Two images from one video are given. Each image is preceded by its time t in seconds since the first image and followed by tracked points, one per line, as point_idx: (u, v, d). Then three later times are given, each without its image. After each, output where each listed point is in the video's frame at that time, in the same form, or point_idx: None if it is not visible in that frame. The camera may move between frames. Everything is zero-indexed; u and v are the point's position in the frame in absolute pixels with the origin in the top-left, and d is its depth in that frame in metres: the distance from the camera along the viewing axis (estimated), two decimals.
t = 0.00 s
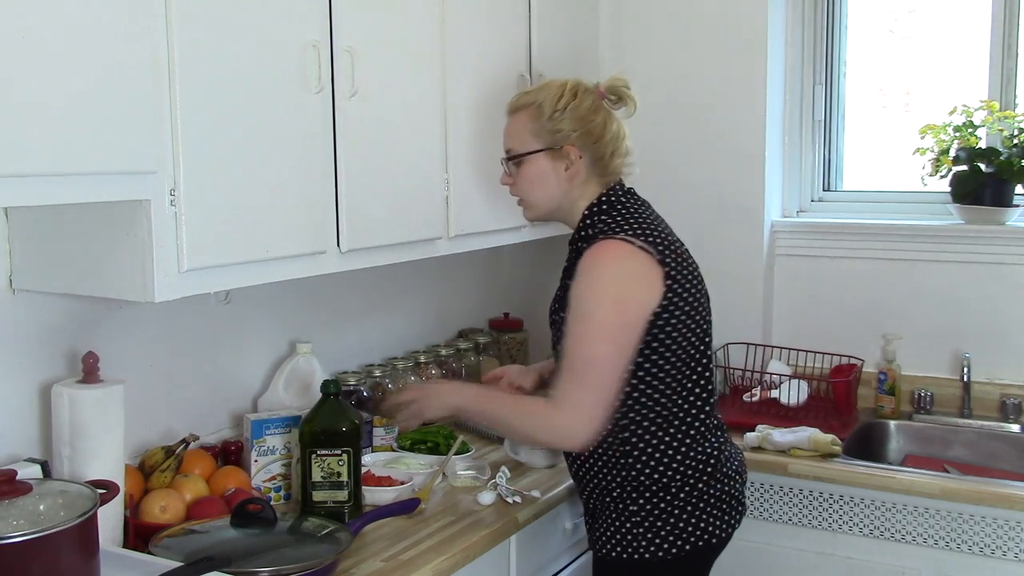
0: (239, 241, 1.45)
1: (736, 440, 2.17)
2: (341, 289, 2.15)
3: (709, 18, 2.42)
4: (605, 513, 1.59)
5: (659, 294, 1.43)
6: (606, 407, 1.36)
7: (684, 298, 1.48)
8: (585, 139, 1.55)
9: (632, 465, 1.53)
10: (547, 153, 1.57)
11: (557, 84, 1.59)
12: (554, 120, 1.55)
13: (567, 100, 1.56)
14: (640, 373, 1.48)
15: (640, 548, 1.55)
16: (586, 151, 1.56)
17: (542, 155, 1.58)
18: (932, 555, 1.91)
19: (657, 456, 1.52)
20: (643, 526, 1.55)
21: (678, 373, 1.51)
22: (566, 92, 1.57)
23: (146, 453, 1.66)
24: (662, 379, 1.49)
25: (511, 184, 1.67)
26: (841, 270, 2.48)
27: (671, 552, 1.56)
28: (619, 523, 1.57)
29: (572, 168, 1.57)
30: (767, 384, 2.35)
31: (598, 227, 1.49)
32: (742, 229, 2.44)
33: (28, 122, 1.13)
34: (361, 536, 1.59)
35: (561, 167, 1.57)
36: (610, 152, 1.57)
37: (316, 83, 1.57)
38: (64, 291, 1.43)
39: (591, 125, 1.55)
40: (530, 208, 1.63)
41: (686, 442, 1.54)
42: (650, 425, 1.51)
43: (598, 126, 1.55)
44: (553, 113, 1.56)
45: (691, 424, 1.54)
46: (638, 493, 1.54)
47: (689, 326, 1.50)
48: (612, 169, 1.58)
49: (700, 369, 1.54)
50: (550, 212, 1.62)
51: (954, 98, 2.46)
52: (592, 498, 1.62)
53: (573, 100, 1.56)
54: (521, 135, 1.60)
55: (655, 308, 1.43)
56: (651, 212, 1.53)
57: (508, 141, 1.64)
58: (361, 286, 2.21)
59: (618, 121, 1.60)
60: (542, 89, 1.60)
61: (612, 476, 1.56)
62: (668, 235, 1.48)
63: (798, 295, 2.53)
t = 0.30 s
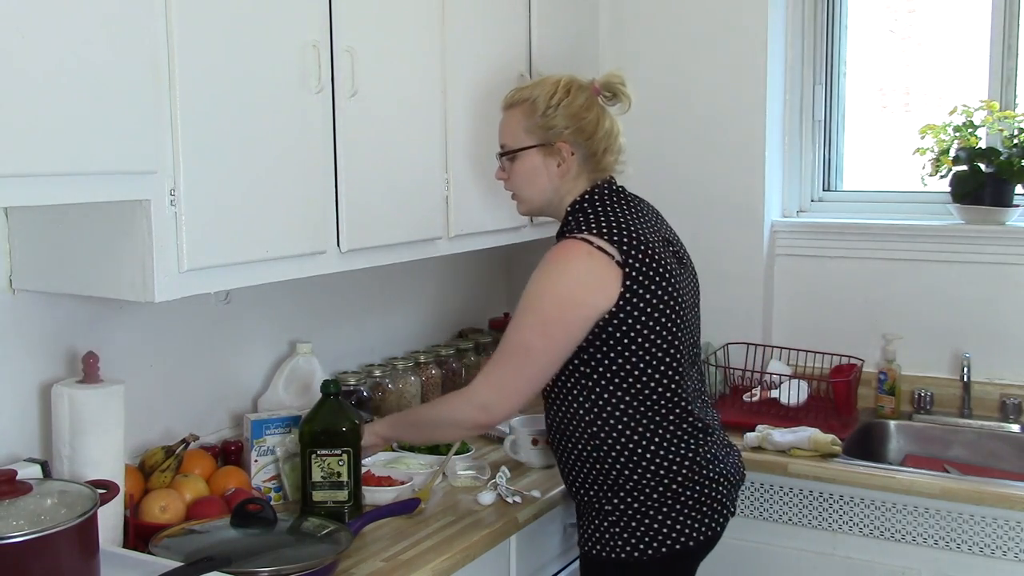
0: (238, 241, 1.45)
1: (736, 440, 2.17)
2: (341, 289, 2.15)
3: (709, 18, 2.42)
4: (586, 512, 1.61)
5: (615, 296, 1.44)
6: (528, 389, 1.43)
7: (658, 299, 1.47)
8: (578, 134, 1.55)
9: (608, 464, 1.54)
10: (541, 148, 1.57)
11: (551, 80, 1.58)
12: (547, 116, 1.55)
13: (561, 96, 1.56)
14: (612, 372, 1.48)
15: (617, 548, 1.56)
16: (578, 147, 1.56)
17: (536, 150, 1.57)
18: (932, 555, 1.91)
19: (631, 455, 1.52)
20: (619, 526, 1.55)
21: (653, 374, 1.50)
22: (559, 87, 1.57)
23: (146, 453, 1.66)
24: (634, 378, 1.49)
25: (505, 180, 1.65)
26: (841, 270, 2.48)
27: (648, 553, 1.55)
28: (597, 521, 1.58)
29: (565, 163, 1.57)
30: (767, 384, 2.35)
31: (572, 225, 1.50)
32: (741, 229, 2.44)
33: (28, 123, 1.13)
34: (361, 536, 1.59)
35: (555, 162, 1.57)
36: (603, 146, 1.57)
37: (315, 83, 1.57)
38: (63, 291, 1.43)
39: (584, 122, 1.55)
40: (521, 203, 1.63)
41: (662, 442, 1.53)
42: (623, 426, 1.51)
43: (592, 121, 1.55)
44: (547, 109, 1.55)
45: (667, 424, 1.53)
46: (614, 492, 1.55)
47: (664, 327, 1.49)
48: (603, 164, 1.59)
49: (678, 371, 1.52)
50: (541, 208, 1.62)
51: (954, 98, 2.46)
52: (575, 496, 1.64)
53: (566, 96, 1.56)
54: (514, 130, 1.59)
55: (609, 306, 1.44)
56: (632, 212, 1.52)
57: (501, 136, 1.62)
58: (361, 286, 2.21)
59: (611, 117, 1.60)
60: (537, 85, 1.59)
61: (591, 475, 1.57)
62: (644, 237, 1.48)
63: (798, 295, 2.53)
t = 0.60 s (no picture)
0: (238, 241, 1.44)
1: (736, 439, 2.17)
2: (341, 289, 2.15)
3: (709, 18, 2.42)
4: (584, 508, 1.61)
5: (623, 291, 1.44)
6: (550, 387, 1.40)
7: (660, 295, 1.47)
8: (581, 132, 1.55)
9: (606, 459, 1.54)
10: (543, 147, 1.57)
11: (552, 79, 1.58)
12: (549, 115, 1.55)
13: (562, 95, 1.56)
14: (613, 369, 1.48)
15: (615, 543, 1.56)
16: (580, 145, 1.57)
17: (539, 149, 1.57)
18: (932, 555, 1.91)
19: (630, 451, 1.52)
20: (618, 521, 1.56)
21: (653, 369, 1.50)
22: (561, 86, 1.57)
23: (146, 453, 1.66)
24: (635, 373, 1.49)
25: (509, 180, 1.65)
26: (841, 270, 2.48)
27: (646, 549, 1.55)
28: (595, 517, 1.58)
29: (568, 161, 1.57)
30: (767, 384, 2.35)
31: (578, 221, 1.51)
32: (741, 229, 2.44)
33: (28, 122, 1.13)
34: (361, 536, 1.59)
35: (558, 160, 1.57)
36: (606, 144, 1.57)
37: (315, 82, 1.57)
38: (63, 291, 1.43)
39: (586, 120, 1.55)
40: (525, 201, 1.63)
41: (662, 437, 1.53)
42: (623, 421, 1.51)
43: (594, 119, 1.55)
44: (549, 109, 1.55)
45: (666, 419, 1.53)
46: (612, 488, 1.55)
47: (664, 323, 1.49)
48: (606, 161, 1.59)
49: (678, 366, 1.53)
50: (544, 206, 1.62)
51: (954, 98, 2.46)
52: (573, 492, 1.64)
53: (568, 95, 1.56)
54: (518, 130, 1.59)
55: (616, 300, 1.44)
56: (634, 210, 1.52)
57: (504, 136, 1.63)
58: (361, 286, 2.21)
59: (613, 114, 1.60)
60: (538, 84, 1.59)
61: (589, 471, 1.57)
62: (646, 232, 1.48)
63: (798, 296, 2.53)
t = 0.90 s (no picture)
0: (238, 241, 1.44)
1: (736, 439, 2.17)
2: (341, 289, 2.15)
3: (709, 17, 2.42)
4: (591, 505, 1.59)
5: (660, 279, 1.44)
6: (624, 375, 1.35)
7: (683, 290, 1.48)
8: (596, 128, 1.56)
9: (620, 454, 1.53)
10: (558, 143, 1.56)
11: (564, 79, 1.59)
12: (563, 111, 1.55)
13: (576, 93, 1.57)
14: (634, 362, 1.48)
15: (626, 540, 1.56)
16: (595, 142, 1.57)
17: (553, 146, 1.57)
18: (932, 555, 1.91)
19: (645, 445, 1.52)
20: (629, 517, 1.55)
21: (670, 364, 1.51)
22: (574, 86, 1.57)
23: (146, 453, 1.66)
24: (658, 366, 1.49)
25: (520, 179, 1.64)
26: (841, 270, 2.48)
27: (656, 545, 1.55)
28: (605, 513, 1.57)
29: (584, 157, 1.57)
30: (767, 384, 2.35)
31: (601, 214, 1.51)
32: (742, 229, 2.44)
33: (27, 123, 1.13)
34: (361, 536, 1.59)
35: (573, 157, 1.57)
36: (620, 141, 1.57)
37: (315, 82, 1.57)
38: (63, 291, 1.43)
39: (600, 117, 1.55)
40: (539, 200, 1.62)
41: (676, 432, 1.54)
42: (640, 415, 1.51)
43: (608, 116, 1.56)
44: (563, 106, 1.55)
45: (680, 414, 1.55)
46: (624, 483, 1.54)
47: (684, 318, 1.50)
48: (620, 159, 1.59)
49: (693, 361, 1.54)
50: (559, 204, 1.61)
51: (954, 98, 2.46)
52: (579, 489, 1.62)
53: (580, 93, 1.57)
54: (532, 127, 1.59)
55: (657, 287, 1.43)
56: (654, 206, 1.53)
57: (515, 137, 1.62)
58: (361, 286, 2.21)
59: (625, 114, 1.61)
60: (549, 84, 1.60)
61: (600, 467, 1.56)
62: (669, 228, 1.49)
63: (798, 296, 2.53)
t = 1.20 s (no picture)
0: (238, 241, 1.44)
1: (736, 439, 2.17)
2: (342, 288, 2.15)
3: (709, 17, 2.42)
4: (601, 505, 1.59)
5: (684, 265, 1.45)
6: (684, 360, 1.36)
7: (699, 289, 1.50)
8: (609, 125, 1.57)
9: (633, 453, 1.53)
10: (572, 139, 1.58)
11: (580, 79, 1.62)
12: (577, 108, 1.57)
13: (590, 91, 1.59)
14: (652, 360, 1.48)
15: (637, 539, 1.55)
16: (608, 139, 1.57)
17: (567, 141, 1.58)
18: (931, 555, 1.91)
19: (657, 444, 1.52)
20: (640, 517, 1.55)
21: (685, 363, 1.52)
22: (589, 84, 1.60)
23: (146, 453, 1.66)
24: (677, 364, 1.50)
25: (533, 177, 1.65)
26: (841, 270, 2.48)
27: (666, 545, 1.55)
28: (615, 513, 1.57)
29: (597, 154, 1.58)
30: (767, 384, 2.35)
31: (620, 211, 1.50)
32: (741, 229, 2.44)
33: (26, 122, 1.13)
34: (361, 536, 1.59)
35: (586, 153, 1.58)
36: (633, 140, 1.58)
37: (315, 82, 1.57)
38: (63, 291, 1.43)
39: (613, 115, 1.57)
40: (552, 197, 1.62)
41: (688, 432, 1.55)
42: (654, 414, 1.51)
43: (621, 114, 1.57)
44: (577, 103, 1.57)
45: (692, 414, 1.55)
46: (635, 483, 1.54)
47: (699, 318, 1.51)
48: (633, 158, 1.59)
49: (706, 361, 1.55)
50: (571, 201, 1.61)
51: (954, 99, 2.46)
52: (588, 488, 1.61)
53: (594, 91, 1.59)
54: (547, 123, 1.61)
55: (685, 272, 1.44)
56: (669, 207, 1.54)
57: (530, 134, 1.64)
58: (362, 286, 2.21)
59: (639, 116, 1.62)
60: (563, 83, 1.62)
61: (611, 466, 1.56)
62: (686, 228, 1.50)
63: (798, 296, 2.53)
